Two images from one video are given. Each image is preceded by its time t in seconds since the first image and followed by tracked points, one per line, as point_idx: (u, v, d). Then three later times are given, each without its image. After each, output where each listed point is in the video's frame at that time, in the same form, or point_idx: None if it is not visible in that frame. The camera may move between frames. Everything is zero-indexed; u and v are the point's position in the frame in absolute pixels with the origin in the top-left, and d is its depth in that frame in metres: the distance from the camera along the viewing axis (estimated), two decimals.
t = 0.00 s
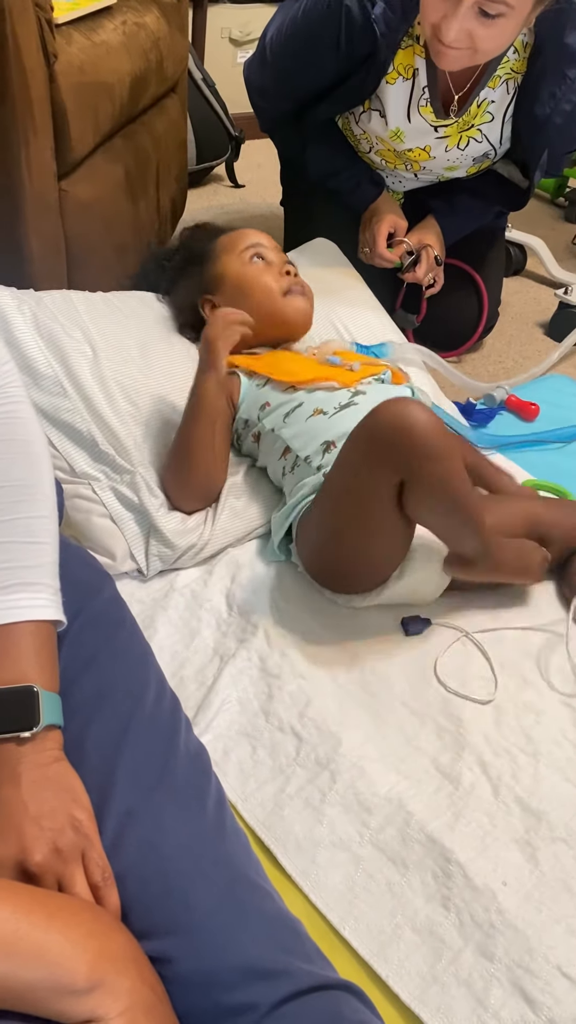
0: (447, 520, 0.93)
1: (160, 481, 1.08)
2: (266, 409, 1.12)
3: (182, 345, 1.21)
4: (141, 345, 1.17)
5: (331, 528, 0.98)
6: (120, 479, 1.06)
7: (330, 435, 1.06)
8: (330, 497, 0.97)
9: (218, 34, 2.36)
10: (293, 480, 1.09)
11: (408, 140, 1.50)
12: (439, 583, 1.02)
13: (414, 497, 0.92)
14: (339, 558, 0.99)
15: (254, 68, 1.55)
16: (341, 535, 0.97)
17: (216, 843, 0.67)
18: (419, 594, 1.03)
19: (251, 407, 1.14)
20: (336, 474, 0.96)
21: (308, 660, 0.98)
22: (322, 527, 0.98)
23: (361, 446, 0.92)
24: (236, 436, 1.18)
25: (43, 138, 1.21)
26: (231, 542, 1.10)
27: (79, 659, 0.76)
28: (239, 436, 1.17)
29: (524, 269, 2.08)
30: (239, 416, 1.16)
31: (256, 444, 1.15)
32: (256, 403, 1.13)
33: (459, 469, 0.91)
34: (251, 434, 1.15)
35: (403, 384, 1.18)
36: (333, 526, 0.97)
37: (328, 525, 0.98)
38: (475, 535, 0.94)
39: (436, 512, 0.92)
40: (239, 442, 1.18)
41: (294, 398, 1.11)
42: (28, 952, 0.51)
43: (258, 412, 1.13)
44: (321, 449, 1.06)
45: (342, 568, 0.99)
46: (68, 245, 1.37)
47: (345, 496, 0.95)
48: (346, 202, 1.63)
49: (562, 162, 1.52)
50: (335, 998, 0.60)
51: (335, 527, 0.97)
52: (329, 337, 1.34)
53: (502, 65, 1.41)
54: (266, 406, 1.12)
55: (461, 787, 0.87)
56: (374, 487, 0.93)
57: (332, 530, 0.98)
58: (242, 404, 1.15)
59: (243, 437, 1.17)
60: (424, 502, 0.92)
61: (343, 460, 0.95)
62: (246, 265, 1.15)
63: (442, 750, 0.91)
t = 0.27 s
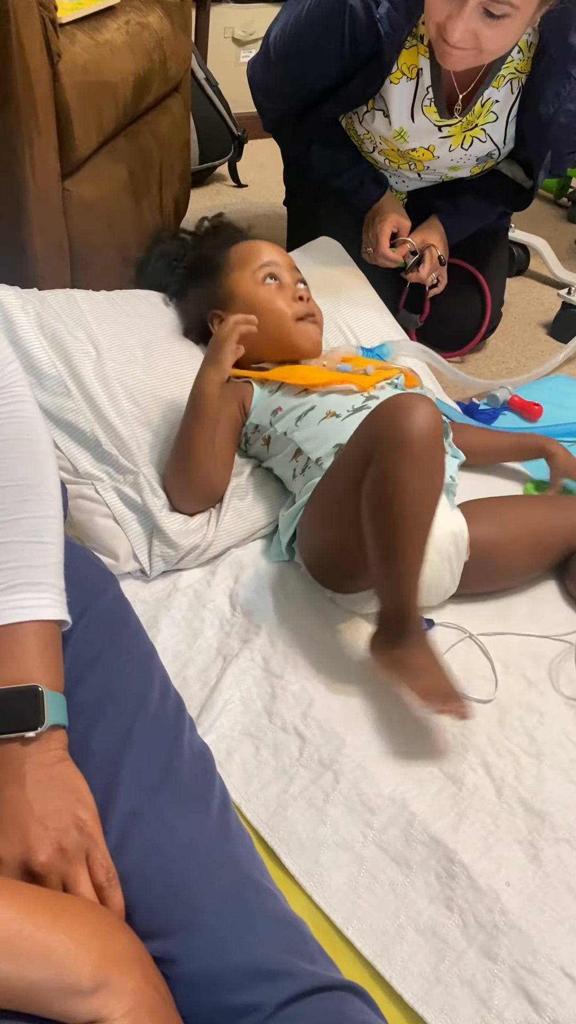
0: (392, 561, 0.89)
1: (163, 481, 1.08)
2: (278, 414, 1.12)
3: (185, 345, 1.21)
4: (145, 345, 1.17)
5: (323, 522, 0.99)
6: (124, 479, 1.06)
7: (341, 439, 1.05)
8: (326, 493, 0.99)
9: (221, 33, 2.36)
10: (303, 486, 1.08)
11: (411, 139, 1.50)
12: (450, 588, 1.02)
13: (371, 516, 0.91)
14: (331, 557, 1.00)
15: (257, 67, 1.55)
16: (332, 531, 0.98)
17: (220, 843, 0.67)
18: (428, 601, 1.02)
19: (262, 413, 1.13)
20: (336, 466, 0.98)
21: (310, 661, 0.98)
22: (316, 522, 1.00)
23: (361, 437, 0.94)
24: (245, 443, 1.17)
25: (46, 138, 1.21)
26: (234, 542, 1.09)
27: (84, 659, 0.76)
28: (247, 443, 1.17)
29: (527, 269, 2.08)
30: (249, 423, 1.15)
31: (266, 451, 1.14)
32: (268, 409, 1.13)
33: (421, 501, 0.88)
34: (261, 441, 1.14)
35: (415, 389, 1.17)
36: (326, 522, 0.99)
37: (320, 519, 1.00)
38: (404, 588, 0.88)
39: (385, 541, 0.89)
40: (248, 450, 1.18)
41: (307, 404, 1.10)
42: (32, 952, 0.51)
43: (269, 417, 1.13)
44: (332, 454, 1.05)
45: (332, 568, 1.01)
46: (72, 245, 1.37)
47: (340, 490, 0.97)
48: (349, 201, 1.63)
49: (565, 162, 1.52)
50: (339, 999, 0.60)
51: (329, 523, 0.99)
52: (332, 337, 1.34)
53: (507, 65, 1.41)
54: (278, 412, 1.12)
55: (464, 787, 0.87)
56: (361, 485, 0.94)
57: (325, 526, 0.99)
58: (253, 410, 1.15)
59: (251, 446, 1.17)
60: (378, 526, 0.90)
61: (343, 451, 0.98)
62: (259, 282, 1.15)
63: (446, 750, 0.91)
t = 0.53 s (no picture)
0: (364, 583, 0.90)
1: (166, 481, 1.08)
2: (276, 409, 1.12)
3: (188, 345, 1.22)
4: (148, 345, 1.17)
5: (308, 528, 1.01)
6: (127, 478, 1.06)
7: (338, 433, 1.05)
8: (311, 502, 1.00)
9: (224, 33, 2.36)
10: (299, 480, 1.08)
11: (415, 140, 1.50)
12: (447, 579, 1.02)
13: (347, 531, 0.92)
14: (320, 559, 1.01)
15: (261, 67, 1.55)
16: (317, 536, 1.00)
17: (223, 843, 0.68)
18: (424, 594, 1.03)
19: (261, 407, 1.14)
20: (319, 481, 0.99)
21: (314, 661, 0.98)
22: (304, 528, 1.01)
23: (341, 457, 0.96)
24: (244, 436, 1.18)
25: (50, 138, 1.21)
26: (237, 542, 1.10)
27: (88, 659, 0.76)
28: (246, 436, 1.17)
29: (530, 269, 2.08)
30: (247, 416, 1.16)
31: (264, 444, 1.15)
32: (266, 404, 1.14)
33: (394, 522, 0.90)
34: (259, 434, 1.15)
35: (412, 385, 1.18)
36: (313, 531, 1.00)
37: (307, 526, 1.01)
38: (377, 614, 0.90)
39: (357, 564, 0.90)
40: (247, 443, 1.18)
41: (304, 398, 1.11)
42: (38, 951, 0.51)
43: (267, 412, 1.13)
44: (327, 448, 1.05)
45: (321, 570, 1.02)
46: (75, 245, 1.37)
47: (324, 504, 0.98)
48: (352, 202, 1.63)
49: (568, 163, 1.52)
50: (343, 999, 0.60)
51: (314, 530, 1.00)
52: (336, 337, 1.34)
53: (510, 66, 1.41)
54: (275, 406, 1.12)
55: (468, 787, 0.87)
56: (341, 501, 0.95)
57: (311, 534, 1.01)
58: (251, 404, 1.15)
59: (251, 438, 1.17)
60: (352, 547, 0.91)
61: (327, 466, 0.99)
62: (253, 275, 1.15)
63: (449, 750, 0.91)
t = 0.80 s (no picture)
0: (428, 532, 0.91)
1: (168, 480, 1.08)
2: (281, 414, 1.12)
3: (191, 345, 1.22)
4: (151, 344, 1.17)
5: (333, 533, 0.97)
6: (129, 477, 1.06)
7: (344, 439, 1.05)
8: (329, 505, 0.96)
9: (226, 33, 2.36)
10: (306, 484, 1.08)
11: (417, 140, 1.50)
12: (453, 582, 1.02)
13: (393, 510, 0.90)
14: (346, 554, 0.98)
15: (263, 67, 1.55)
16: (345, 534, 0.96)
17: (227, 842, 0.67)
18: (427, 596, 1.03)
19: (265, 411, 1.14)
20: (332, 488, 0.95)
21: (316, 660, 0.98)
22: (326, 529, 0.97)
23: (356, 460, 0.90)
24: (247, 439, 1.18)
25: (53, 137, 1.21)
26: (239, 541, 1.09)
27: (90, 659, 0.76)
28: (250, 439, 1.17)
29: (532, 269, 2.08)
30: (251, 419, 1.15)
31: (268, 447, 1.15)
32: (271, 408, 1.13)
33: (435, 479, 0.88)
34: (263, 437, 1.15)
35: (417, 387, 1.17)
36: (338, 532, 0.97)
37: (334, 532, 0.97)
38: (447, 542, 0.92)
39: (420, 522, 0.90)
40: (250, 445, 1.18)
41: (309, 402, 1.11)
42: (40, 951, 0.51)
43: (272, 417, 1.13)
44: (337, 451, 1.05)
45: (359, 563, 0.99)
46: (77, 244, 1.37)
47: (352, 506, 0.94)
48: (354, 201, 1.63)
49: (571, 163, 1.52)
50: (346, 998, 0.60)
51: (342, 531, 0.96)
52: (338, 337, 1.34)
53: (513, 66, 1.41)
54: (280, 409, 1.12)
55: (470, 787, 0.87)
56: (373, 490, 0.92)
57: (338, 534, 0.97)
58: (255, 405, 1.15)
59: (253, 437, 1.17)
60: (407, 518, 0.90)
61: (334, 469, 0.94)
62: (255, 277, 1.15)
63: (451, 750, 0.91)
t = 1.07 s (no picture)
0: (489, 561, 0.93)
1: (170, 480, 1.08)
2: (284, 412, 1.12)
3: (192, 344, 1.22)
4: (152, 344, 1.17)
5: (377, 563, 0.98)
6: (131, 477, 1.06)
7: (351, 434, 1.06)
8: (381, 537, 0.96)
9: (227, 32, 2.36)
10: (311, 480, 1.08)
11: (419, 140, 1.50)
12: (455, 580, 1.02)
13: (466, 543, 0.93)
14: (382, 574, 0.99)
15: (265, 67, 1.55)
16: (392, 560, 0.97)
17: (229, 842, 0.67)
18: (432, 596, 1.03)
19: (268, 409, 1.14)
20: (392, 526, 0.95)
21: (317, 660, 0.98)
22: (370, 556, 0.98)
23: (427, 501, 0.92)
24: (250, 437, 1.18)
25: (55, 136, 1.21)
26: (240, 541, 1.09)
27: (91, 658, 0.76)
28: (253, 437, 1.17)
29: (534, 269, 2.07)
30: (254, 416, 1.16)
31: (271, 444, 1.15)
32: (273, 406, 1.14)
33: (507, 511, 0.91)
34: (266, 435, 1.15)
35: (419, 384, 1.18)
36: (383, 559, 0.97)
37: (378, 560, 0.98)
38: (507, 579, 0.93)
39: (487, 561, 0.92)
40: (253, 444, 1.18)
41: (313, 398, 1.11)
42: (42, 950, 0.51)
43: (275, 414, 1.13)
44: (344, 445, 1.05)
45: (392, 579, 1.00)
46: (79, 243, 1.37)
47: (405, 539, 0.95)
48: (355, 201, 1.63)
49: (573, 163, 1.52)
50: (347, 998, 0.60)
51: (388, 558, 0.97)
52: (339, 337, 1.34)
53: (515, 65, 1.41)
54: (284, 407, 1.13)
55: (471, 787, 0.87)
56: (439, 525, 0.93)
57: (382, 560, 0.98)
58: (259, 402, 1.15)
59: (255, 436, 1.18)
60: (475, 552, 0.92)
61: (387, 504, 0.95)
62: (254, 291, 1.14)
63: (452, 750, 0.91)
